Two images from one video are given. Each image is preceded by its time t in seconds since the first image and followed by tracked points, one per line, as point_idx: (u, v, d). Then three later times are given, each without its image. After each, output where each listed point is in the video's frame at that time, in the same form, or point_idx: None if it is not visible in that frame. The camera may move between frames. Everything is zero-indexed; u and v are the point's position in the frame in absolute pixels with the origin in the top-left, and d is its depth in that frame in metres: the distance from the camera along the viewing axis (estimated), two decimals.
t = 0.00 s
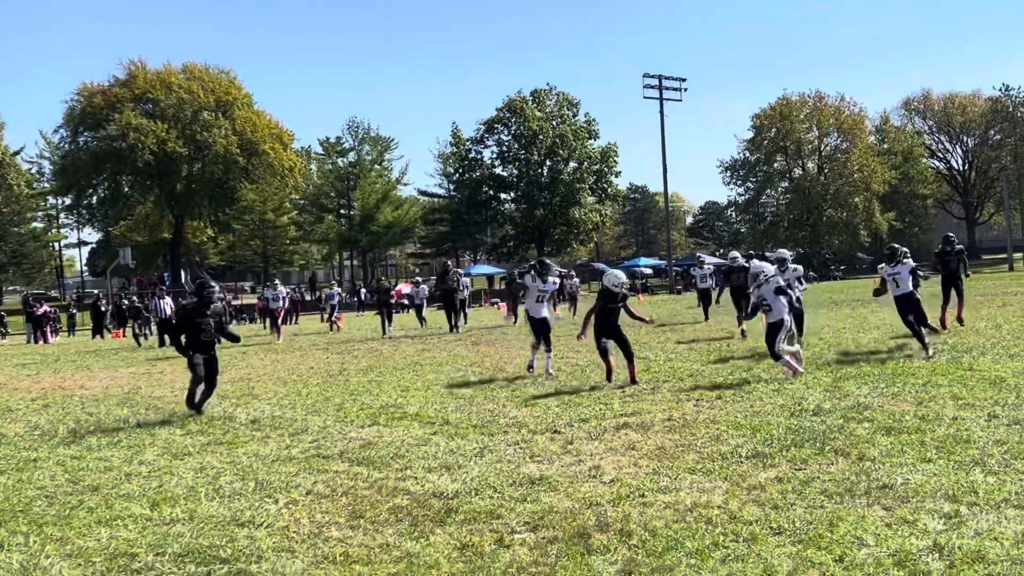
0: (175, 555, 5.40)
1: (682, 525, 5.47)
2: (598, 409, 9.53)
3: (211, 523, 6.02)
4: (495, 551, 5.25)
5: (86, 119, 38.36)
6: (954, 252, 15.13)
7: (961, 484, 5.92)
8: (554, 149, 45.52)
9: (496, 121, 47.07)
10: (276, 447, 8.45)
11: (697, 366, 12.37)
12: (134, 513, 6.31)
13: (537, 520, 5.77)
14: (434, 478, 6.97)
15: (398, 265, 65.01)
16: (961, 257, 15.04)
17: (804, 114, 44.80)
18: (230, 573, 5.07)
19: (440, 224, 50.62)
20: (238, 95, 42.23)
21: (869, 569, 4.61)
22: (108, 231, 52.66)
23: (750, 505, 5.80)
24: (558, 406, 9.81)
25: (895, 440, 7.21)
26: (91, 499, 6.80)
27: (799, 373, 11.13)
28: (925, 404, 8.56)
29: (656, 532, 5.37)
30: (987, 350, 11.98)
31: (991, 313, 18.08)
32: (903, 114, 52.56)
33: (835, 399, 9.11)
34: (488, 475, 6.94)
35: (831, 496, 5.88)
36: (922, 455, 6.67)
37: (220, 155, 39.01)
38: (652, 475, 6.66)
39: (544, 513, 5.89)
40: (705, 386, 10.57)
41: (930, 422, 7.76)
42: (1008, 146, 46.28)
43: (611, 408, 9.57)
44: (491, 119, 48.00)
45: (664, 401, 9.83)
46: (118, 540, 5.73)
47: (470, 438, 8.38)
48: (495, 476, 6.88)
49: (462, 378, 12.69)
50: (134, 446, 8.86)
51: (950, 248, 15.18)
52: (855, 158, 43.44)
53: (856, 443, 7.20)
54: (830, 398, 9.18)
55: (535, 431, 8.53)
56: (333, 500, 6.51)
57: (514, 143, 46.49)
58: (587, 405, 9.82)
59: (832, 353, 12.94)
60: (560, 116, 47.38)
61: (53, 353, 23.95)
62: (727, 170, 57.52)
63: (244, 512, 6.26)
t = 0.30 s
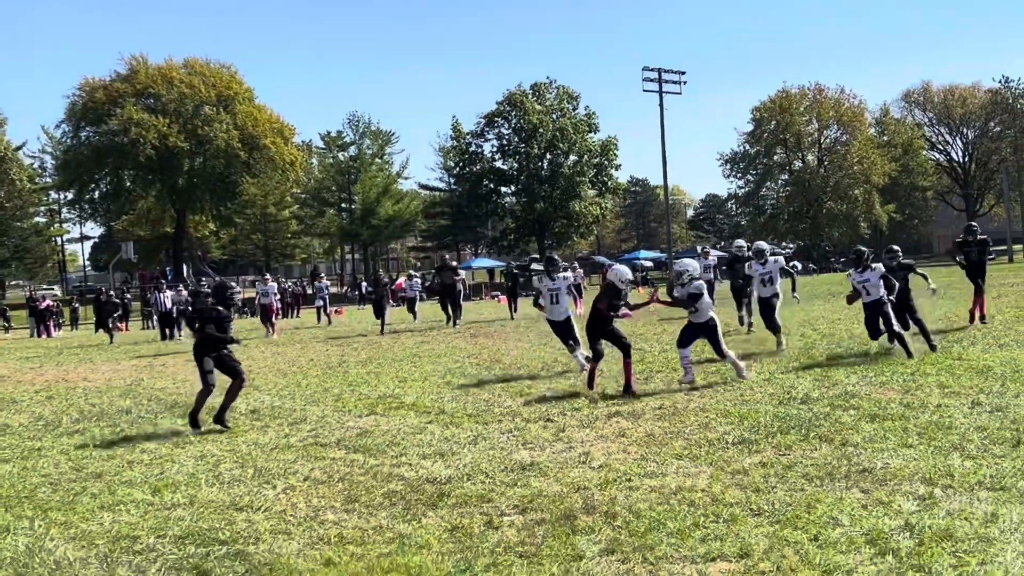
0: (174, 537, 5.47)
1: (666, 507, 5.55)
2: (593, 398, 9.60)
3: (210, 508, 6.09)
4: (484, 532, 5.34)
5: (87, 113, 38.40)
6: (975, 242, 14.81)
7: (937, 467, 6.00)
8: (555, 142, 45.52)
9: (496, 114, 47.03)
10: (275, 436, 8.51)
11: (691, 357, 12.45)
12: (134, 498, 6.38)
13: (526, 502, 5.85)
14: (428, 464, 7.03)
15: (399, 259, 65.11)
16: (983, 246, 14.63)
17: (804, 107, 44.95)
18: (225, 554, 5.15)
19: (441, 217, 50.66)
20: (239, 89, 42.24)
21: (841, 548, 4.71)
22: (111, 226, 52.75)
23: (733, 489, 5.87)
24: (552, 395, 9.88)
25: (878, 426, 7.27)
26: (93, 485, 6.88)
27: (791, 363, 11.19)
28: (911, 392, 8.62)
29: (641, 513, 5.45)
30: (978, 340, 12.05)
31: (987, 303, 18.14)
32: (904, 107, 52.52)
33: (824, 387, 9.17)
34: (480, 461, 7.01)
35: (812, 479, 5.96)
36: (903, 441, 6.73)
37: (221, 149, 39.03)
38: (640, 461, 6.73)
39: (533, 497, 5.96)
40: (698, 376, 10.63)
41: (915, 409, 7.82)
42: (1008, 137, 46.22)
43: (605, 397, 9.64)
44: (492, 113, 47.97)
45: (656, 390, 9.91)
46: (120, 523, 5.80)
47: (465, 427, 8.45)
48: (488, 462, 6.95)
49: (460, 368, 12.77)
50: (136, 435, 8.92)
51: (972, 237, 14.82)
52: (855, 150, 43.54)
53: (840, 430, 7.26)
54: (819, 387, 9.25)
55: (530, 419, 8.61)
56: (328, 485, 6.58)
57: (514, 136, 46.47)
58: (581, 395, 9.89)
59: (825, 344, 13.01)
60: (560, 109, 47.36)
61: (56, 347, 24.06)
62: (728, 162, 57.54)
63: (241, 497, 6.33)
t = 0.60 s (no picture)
0: (188, 525, 5.57)
1: (661, 495, 5.63)
2: (598, 391, 9.66)
3: (222, 497, 6.17)
4: (485, 520, 5.43)
5: (103, 109, 38.69)
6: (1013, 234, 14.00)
7: (928, 457, 6.06)
8: (567, 136, 45.50)
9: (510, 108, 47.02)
10: (286, 428, 8.62)
11: (697, 350, 12.49)
12: (149, 488, 6.50)
13: (527, 491, 5.92)
14: (433, 455, 7.12)
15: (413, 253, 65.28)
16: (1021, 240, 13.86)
17: (817, 100, 44.66)
18: (240, 541, 5.26)
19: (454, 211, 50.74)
20: (253, 84, 42.46)
21: (826, 533, 4.81)
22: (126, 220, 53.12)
23: (728, 478, 5.95)
24: (558, 388, 9.96)
25: (874, 417, 7.30)
26: (111, 475, 7.01)
27: (795, 356, 11.21)
28: (911, 384, 8.64)
29: (637, 502, 5.53)
30: (983, 333, 12.04)
31: (995, 296, 18.08)
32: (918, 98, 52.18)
33: (825, 380, 9.19)
34: (484, 452, 7.08)
35: (806, 468, 6.03)
36: (898, 432, 6.76)
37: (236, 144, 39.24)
38: (640, 451, 6.79)
39: (534, 486, 6.03)
40: (702, 370, 10.66)
41: (913, 400, 7.84)
42: None
43: (611, 390, 9.70)
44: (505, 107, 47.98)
45: (661, 383, 9.96)
46: (135, 512, 5.91)
47: (472, 419, 8.52)
48: (492, 453, 7.03)
49: (468, 362, 12.84)
50: (151, 427, 9.05)
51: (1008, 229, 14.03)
52: (869, 142, 43.47)
53: (837, 421, 7.29)
54: (820, 379, 9.28)
55: (535, 412, 8.68)
56: (337, 475, 6.67)
57: (527, 130, 46.44)
58: (587, 388, 9.95)
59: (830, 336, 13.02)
60: (573, 103, 47.32)
61: (74, 341, 24.32)
62: (740, 156, 57.35)
63: (252, 487, 6.43)
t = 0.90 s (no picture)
0: (219, 511, 5.70)
1: (677, 483, 5.68)
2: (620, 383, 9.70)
3: (253, 485, 6.30)
4: (505, 507, 5.50)
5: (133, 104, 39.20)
6: None
7: (941, 446, 6.04)
8: (593, 127, 45.37)
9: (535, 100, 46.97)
10: (314, 418, 8.75)
11: (719, 342, 12.49)
12: (183, 476, 6.64)
13: (548, 479, 5.99)
14: (457, 444, 7.19)
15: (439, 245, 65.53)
16: None
17: (845, 88, 44.07)
18: (270, 525, 5.38)
19: (480, 203, 50.85)
20: (281, 79, 42.77)
21: (837, 519, 4.86)
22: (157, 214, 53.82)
23: (743, 466, 5.97)
24: (579, 380, 10.02)
25: (891, 407, 7.26)
26: (147, 463, 7.19)
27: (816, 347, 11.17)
28: (930, 374, 8.57)
29: (654, 488, 5.59)
30: (1008, 324, 11.91)
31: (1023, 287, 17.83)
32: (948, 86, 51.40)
33: (844, 371, 9.16)
34: (507, 441, 7.15)
35: (820, 457, 6.04)
36: (914, 422, 6.72)
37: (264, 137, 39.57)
38: (659, 440, 6.82)
39: (554, 474, 6.09)
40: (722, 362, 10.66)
41: (930, 390, 7.79)
42: None
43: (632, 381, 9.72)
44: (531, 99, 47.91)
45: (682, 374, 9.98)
46: (171, 498, 6.05)
47: (495, 409, 8.61)
48: (514, 442, 7.09)
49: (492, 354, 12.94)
50: (184, 418, 9.22)
51: None
52: (898, 131, 43.17)
53: (855, 411, 7.25)
54: (839, 370, 9.23)
55: (557, 403, 8.74)
56: (364, 463, 6.76)
57: (553, 121, 46.34)
58: (608, 379, 10.01)
59: (852, 327, 12.94)
60: (599, 94, 47.17)
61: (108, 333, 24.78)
62: (767, 146, 56.88)
63: (282, 474, 6.55)
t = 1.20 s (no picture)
0: (267, 493, 5.87)
1: (708, 469, 5.74)
2: (655, 373, 9.73)
3: (299, 469, 6.46)
4: (540, 491, 5.60)
5: (178, 99, 39.96)
6: None
7: (969, 433, 6.00)
8: (633, 119, 45.13)
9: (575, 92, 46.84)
10: (356, 407, 8.92)
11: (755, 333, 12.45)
12: (231, 460, 6.83)
13: (582, 464, 6.06)
14: (495, 432, 7.29)
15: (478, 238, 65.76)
16: None
17: (887, 79, 43.25)
18: (315, 506, 5.53)
19: (519, 195, 50.93)
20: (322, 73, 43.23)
21: (862, 503, 4.91)
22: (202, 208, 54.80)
23: (774, 453, 6.00)
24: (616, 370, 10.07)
25: (923, 396, 7.19)
26: (196, 448, 7.42)
27: (851, 338, 11.08)
28: (964, 364, 8.47)
29: (686, 474, 5.65)
30: None
31: None
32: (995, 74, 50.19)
33: (879, 361, 9.07)
34: (543, 429, 7.22)
35: (849, 444, 6.05)
36: (944, 410, 6.66)
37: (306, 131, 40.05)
38: (691, 428, 6.86)
39: (589, 460, 6.16)
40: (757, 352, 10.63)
41: (964, 380, 7.70)
42: None
43: (667, 371, 9.75)
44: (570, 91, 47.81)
45: (717, 365, 9.97)
46: (220, 482, 6.24)
47: (533, 398, 8.70)
48: (550, 430, 7.17)
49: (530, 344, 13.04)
50: (230, 405, 9.46)
51: None
52: (942, 121, 42.30)
53: (886, 399, 7.20)
54: (874, 360, 9.15)
55: (592, 393, 8.80)
56: (404, 449, 6.89)
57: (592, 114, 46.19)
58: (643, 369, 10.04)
59: (890, 318, 12.80)
60: (638, 85, 46.94)
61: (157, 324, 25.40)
62: (809, 137, 56.13)
63: (325, 459, 6.71)
